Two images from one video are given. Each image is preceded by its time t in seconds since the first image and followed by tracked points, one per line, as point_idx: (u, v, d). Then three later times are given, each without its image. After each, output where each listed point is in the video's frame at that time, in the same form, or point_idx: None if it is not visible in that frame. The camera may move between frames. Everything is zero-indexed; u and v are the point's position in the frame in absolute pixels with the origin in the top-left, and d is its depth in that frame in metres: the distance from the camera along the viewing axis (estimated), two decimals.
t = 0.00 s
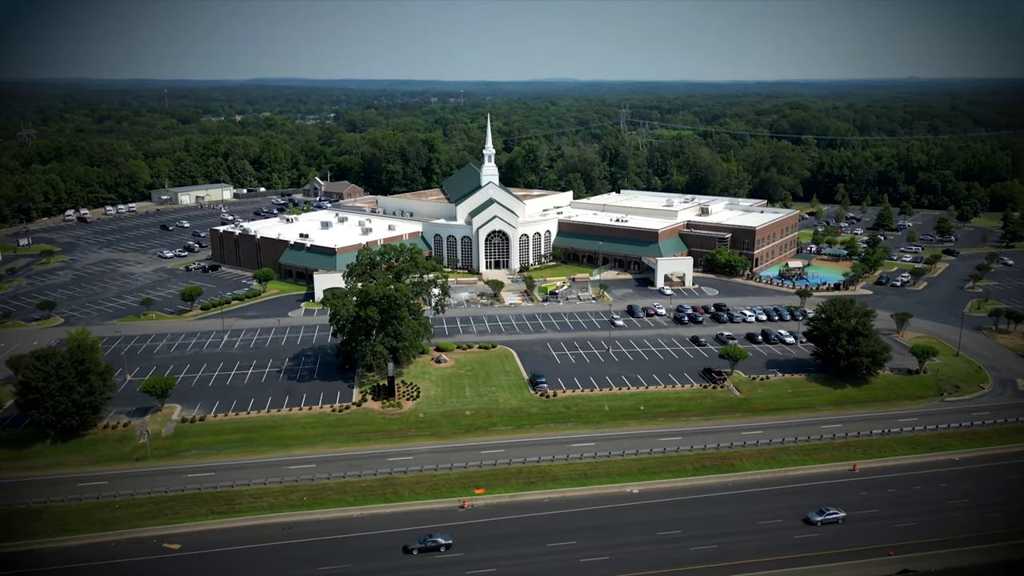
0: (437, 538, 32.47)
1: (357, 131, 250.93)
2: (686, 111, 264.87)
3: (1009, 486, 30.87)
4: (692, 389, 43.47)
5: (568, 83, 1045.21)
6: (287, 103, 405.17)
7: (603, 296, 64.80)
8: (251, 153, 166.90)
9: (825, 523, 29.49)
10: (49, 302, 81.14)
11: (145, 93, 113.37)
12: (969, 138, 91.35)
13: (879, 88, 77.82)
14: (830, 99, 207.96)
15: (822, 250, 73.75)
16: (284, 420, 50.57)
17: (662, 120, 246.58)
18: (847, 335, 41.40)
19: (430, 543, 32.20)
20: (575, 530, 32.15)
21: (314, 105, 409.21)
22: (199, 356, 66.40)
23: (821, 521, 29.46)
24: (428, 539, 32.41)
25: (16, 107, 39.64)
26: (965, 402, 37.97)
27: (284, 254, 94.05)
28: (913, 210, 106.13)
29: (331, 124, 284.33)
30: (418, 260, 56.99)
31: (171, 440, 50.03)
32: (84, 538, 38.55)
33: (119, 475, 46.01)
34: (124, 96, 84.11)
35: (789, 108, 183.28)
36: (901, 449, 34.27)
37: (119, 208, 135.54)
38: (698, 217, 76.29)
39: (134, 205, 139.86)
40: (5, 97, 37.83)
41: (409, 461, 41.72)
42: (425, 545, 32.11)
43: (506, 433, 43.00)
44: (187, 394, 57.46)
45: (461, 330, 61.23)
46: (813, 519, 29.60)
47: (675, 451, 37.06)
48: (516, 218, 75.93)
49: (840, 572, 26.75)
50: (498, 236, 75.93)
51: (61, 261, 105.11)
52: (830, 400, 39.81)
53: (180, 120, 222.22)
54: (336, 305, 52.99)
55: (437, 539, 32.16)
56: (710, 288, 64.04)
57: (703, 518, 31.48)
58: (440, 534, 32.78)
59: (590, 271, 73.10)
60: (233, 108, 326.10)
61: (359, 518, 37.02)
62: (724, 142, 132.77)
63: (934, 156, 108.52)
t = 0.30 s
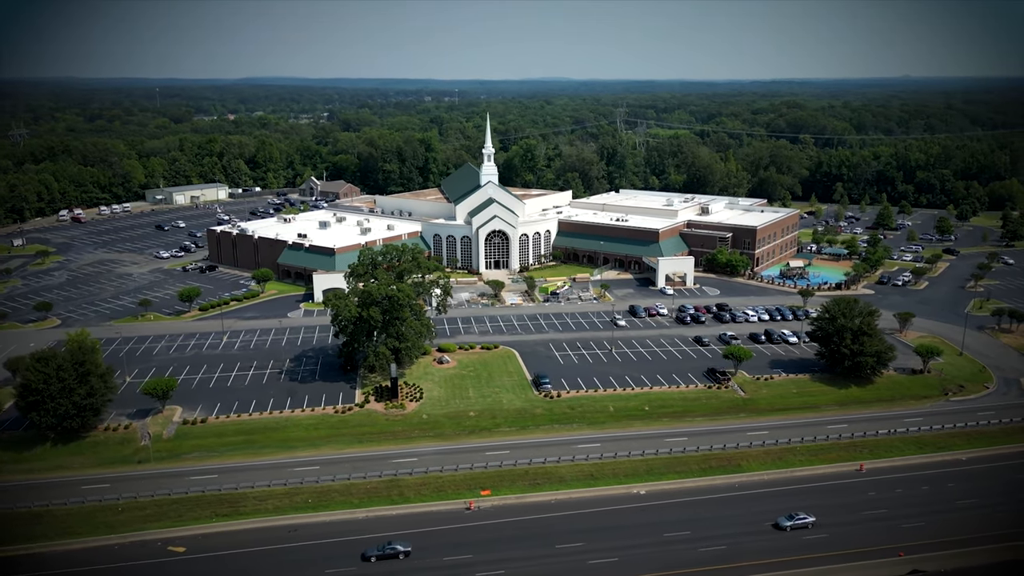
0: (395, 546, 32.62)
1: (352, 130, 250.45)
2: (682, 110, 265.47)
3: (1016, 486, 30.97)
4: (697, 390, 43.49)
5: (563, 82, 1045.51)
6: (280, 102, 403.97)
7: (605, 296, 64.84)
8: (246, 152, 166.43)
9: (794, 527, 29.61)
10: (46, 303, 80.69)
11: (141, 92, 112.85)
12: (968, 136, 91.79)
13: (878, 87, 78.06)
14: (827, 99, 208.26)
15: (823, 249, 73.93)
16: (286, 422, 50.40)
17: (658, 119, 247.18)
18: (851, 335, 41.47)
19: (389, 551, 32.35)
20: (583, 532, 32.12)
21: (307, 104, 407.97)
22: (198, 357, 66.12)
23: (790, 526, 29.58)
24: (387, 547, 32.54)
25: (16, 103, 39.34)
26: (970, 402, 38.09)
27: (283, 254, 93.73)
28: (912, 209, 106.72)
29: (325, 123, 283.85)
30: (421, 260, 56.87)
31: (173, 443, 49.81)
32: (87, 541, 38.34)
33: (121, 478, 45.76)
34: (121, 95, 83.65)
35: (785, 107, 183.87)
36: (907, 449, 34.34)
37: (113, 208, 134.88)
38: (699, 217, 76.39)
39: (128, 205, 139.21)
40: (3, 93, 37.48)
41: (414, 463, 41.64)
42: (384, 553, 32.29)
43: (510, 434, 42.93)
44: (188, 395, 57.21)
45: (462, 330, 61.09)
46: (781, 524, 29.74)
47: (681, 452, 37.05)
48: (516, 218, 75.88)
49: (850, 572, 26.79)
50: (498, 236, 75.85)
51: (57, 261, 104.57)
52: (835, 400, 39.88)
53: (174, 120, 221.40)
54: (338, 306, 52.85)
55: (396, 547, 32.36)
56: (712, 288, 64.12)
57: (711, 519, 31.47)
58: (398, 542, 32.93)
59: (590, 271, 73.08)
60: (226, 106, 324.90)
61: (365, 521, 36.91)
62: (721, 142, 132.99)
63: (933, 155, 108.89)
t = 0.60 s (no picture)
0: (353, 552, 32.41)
1: (347, 129, 249.96)
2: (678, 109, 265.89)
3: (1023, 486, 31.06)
4: (701, 390, 43.53)
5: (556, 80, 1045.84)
6: (273, 100, 402.79)
7: (606, 296, 64.88)
8: (241, 152, 165.85)
9: (763, 533, 29.67)
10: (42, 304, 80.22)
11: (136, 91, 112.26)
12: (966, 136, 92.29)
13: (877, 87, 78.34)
14: (822, 97, 208.57)
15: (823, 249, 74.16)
16: (289, 424, 50.24)
17: (654, 118, 247.65)
18: (856, 335, 41.53)
19: (346, 559, 32.12)
20: (591, 533, 32.08)
21: (300, 103, 406.91)
22: (198, 358, 65.86)
23: (758, 532, 29.65)
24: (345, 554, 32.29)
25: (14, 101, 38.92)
26: (975, 401, 38.23)
27: (281, 254, 93.44)
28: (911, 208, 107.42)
29: (319, 122, 283.23)
30: (423, 260, 56.83)
31: (175, 445, 49.58)
32: (90, 545, 38.15)
33: (123, 480, 45.51)
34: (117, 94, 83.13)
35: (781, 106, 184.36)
36: (913, 449, 34.43)
37: (107, 208, 134.18)
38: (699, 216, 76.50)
39: (122, 205, 138.56)
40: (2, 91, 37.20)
41: (419, 464, 41.56)
42: (340, 560, 32.09)
43: (514, 435, 42.89)
44: (189, 397, 56.98)
45: (464, 330, 60.99)
46: (750, 529, 29.79)
47: (687, 453, 37.04)
48: (516, 218, 75.82)
49: (860, 572, 26.85)
50: (497, 236, 75.78)
51: (51, 262, 103.99)
52: (840, 400, 39.96)
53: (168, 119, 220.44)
54: (340, 306, 52.75)
55: (353, 555, 32.16)
56: (713, 288, 64.20)
57: (719, 520, 31.45)
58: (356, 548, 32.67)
59: (591, 271, 73.08)
60: (219, 104, 323.71)
61: (371, 523, 36.80)
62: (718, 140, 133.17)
63: (931, 154, 109.27)
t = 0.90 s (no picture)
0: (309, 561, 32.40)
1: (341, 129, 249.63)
2: (673, 108, 266.42)
3: None
4: (705, 390, 43.60)
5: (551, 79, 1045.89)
6: (266, 99, 401.61)
7: (607, 297, 64.92)
8: (236, 151, 165.41)
9: (731, 538, 29.83)
10: (39, 305, 79.77)
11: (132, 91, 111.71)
12: (964, 135, 92.72)
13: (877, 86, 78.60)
14: (818, 97, 208.94)
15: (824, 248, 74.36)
16: (291, 425, 50.09)
17: (650, 117, 248.12)
18: (860, 334, 41.63)
19: (302, 567, 32.09)
20: (599, 535, 32.02)
21: (293, 102, 406.02)
22: (197, 360, 65.59)
23: (726, 537, 29.81)
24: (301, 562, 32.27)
25: (14, 100, 38.59)
26: (979, 401, 38.37)
27: (279, 254, 93.15)
28: (910, 207, 107.97)
29: (313, 121, 282.77)
30: (425, 260, 56.76)
31: (177, 447, 49.37)
32: (94, 548, 37.93)
33: (125, 483, 45.25)
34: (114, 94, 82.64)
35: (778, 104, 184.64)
36: (920, 449, 34.54)
37: (102, 208, 133.54)
38: (699, 216, 76.60)
39: (117, 205, 137.95)
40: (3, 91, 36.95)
41: (424, 465, 41.48)
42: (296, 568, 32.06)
43: (518, 436, 42.85)
44: (189, 398, 56.74)
45: (466, 331, 60.88)
46: (718, 535, 29.95)
47: (693, 453, 37.05)
48: (516, 218, 75.77)
49: (871, 572, 26.89)
50: (497, 236, 75.70)
51: (46, 263, 103.42)
52: (844, 400, 40.07)
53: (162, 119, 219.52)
54: (342, 306, 52.64)
55: (309, 564, 32.12)
56: (714, 288, 64.26)
57: (728, 521, 31.43)
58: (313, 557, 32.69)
59: (591, 271, 73.10)
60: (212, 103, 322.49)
61: (377, 525, 36.71)
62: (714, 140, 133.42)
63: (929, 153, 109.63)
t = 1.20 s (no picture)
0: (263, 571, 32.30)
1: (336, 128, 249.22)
2: (669, 107, 267.01)
3: None
4: (710, 390, 43.65)
5: (545, 78, 1046.17)
6: (259, 98, 400.24)
7: (608, 296, 64.95)
8: (231, 151, 164.97)
9: (698, 545, 29.88)
10: (35, 306, 79.26)
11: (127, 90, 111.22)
12: (962, 134, 93.21)
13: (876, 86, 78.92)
14: (814, 95, 209.17)
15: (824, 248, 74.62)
16: (294, 426, 49.93)
17: (645, 116, 248.58)
18: (864, 334, 41.77)
19: None
20: (607, 536, 32.00)
21: (286, 101, 404.87)
22: (197, 361, 65.35)
23: (693, 544, 29.87)
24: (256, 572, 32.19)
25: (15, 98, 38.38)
26: (983, 401, 38.62)
27: (278, 254, 92.86)
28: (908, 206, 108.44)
29: (307, 120, 282.17)
30: (427, 260, 56.71)
31: (178, 449, 49.14)
32: (97, 551, 37.72)
33: (127, 485, 44.98)
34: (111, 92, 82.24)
35: (775, 103, 185.22)
36: (926, 449, 34.72)
37: (96, 208, 132.93)
38: (699, 215, 76.72)
39: (111, 205, 137.36)
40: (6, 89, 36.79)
41: (429, 467, 41.41)
42: None
43: (522, 437, 42.80)
44: (189, 400, 56.48)
45: (467, 331, 60.81)
46: (685, 542, 30.02)
47: (699, 453, 37.11)
48: (516, 217, 75.70)
49: (881, 572, 26.96)
50: (497, 236, 75.60)
51: (41, 263, 102.84)
52: (849, 400, 40.21)
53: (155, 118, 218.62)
54: (343, 307, 52.53)
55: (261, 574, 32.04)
56: (716, 288, 64.33)
57: (736, 522, 31.44)
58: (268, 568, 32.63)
59: (592, 271, 73.12)
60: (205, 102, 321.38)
61: (383, 526, 36.64)
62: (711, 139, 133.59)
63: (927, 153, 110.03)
